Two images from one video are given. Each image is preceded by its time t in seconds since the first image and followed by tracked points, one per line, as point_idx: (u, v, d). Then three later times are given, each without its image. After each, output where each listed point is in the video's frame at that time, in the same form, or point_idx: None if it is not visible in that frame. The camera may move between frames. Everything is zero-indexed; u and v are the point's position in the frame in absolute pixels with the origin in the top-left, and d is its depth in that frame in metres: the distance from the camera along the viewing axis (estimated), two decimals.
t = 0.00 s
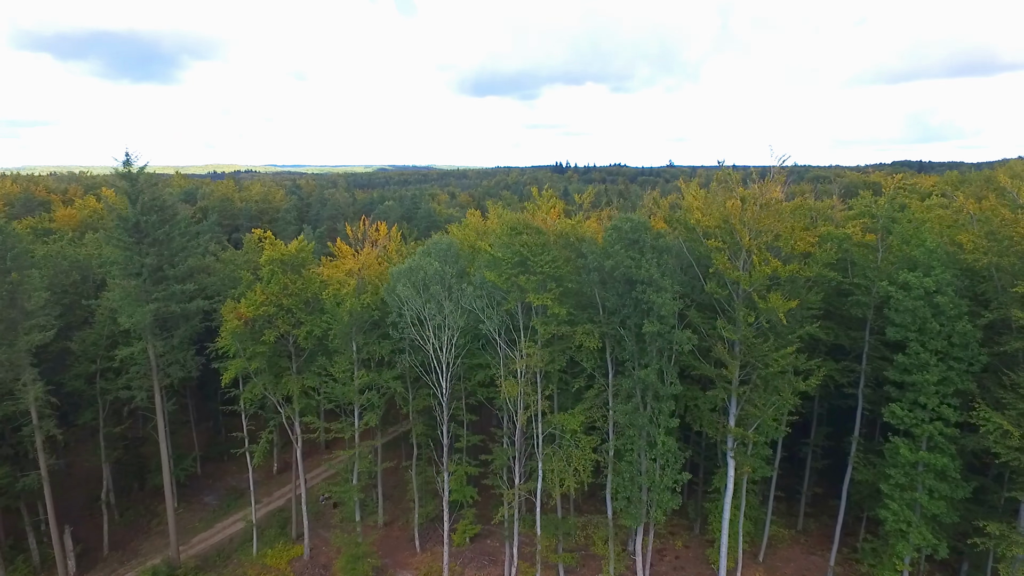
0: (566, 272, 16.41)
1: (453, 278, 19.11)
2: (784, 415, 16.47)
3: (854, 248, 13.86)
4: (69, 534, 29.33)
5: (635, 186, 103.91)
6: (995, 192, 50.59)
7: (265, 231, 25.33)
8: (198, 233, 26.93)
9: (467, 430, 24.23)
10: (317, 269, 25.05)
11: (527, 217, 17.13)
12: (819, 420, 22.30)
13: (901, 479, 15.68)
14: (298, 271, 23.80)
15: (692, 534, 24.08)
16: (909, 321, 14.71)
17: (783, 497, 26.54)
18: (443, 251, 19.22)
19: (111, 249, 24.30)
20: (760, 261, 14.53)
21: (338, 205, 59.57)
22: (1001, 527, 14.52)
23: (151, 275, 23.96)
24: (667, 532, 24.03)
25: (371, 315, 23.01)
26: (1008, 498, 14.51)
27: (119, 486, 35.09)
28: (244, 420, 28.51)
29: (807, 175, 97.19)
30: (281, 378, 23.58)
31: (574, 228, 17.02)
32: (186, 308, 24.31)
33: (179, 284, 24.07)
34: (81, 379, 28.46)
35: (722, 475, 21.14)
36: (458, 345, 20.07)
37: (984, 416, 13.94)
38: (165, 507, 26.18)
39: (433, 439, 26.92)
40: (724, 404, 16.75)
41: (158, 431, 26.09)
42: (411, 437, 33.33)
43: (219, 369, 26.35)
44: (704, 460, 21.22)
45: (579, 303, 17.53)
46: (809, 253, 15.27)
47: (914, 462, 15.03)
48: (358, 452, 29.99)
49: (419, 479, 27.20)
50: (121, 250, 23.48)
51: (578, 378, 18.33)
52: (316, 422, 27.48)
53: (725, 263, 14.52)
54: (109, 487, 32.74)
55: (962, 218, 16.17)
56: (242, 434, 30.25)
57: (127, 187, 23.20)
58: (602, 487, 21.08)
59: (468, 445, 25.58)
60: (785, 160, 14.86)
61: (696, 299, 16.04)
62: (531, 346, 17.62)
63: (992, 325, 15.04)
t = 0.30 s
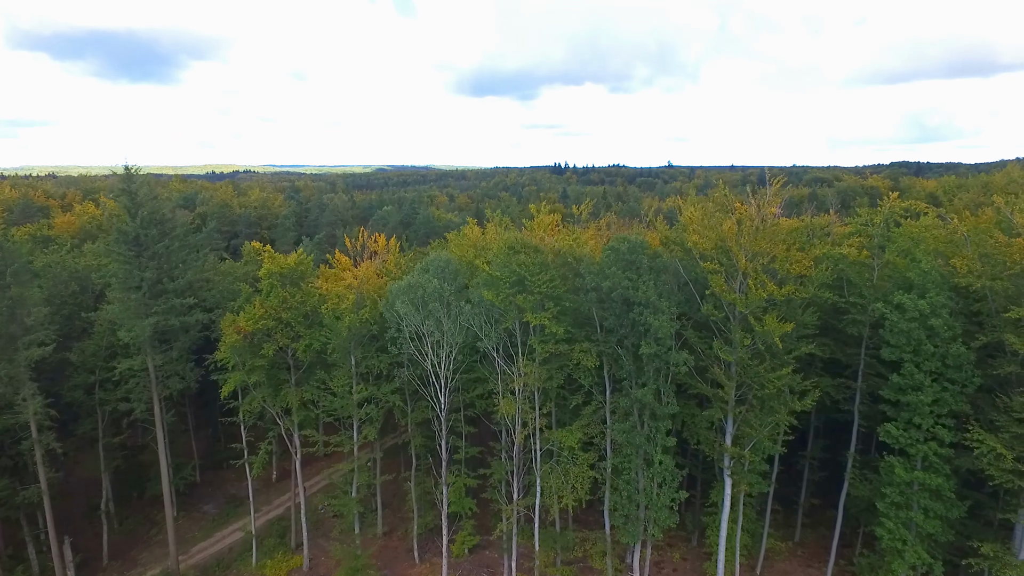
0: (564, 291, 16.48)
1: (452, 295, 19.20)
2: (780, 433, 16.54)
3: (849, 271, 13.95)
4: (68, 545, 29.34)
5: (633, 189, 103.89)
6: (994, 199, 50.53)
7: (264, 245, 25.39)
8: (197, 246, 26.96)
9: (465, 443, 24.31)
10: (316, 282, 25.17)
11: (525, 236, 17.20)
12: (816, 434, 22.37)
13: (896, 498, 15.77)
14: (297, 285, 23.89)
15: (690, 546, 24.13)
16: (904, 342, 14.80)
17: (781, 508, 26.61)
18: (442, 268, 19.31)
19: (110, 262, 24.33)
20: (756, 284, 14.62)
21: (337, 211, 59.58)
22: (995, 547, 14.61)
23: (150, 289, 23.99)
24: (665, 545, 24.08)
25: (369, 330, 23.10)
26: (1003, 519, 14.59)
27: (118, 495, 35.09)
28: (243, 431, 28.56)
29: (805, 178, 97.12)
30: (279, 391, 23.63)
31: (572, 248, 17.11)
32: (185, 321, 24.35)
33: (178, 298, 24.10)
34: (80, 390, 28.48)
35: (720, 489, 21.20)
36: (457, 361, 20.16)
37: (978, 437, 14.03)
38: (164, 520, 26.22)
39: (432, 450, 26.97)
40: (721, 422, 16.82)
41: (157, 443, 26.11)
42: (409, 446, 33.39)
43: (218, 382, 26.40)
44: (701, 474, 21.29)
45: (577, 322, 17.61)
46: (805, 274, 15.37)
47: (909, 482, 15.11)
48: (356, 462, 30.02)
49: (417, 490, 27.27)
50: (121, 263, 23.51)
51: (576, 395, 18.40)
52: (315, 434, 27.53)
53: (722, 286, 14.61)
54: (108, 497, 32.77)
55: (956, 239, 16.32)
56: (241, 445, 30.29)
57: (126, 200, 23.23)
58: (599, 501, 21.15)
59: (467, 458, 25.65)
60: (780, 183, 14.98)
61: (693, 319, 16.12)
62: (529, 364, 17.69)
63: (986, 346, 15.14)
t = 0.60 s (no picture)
0: (563, 311, 16.60)
1: (451, 312, 19.32)
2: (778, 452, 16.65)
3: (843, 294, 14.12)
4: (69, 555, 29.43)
5: (634, 192, 103.67)
6: (994, 206, 50.49)
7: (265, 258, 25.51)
8: (198, 258, 27.05)
9: (465, 455, 24.37)
10: (316, 295, 25.30)
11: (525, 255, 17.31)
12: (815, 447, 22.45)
13: (893, 516, 15.87)
14: (298, 299, 24.05)
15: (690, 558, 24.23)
16: (898, 363, 14.92)
17: (780, 519, 26.68)
18: (442, 287, 19.45)
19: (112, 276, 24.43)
20: (752, 305, 14.75)
21: (337, 216, 59.67)
22: (992, 568, 14.69)
23: (152, 302, 24.08)
24: (664, 557, 24.13)
25: (370, 344, 23.21)
26: (999, 540, 14.68)
27: (119, 503, 35.22)
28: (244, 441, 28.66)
29: (806, 181, 97.04)
30: (281, 404, 23.76)
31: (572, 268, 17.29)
32: (187, 334, 24.44)
33: (180, 312, 24.18)
34: (81, 401, 28.57)
35: (719, 502, 21.30)
36: (456, 377, 20.27)
37: (973, 459, 14.14)
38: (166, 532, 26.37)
39: (432, 461, 27.06)
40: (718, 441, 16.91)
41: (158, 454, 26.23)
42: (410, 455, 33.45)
43: (219, 393, 26.52)
44: (700, 488, 21.38)
45: (575, 340, 17.77)
46: (803, 295, 15.48)
47: (906, 502, 15.19)
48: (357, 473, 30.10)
49: (417, 501, 27.37)
50: (122, 277, 23.57)
51: (574, 413, 18.53)
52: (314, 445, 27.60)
53: (720, 309, 14.73)
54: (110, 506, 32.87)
55: (951, 260, 16.47)
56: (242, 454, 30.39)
57: (128, 215, 23.31)
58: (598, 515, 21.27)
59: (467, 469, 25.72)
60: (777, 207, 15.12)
61: (692, 340, 16.24)
62: (528, 382, 17.84)
63: (982, 367, 15.23)
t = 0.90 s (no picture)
0: (562, 332, 16.72)
1: (452, 329, 19.42)
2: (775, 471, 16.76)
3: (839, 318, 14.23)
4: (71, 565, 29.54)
5: (635, 195, 103.76)
6: (993, 213, 50.52)
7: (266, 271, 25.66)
8: (199, 271, 27.20)
9: (465, 468, 24.49)
10: (317, 309, 25.44)
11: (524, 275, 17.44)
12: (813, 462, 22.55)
13: (889, 536, 15.96)
14: (299, 313, 24.20)
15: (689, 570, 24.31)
16: (895, 385, 15.02)
17: (779, 530, 26.76)
18: (443, 304, 19.58)
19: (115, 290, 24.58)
20: (750, 328, 14.81)
21: (338, 222, 59.81)
22: None
23: (154, 316, 24.22)
24: (663, 569, 24.24)
25: (371, 358, 23.34)
26: (995, 561, 14.76)
27: (121, 511, 35.35)
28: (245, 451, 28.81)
29: (806, 184, 97.00)
30: (282, 417, 23.88)
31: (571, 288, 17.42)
32: (189, 348, 24.57)
33: (182, 325, 24.31)
34: (83, 411, 28.68)
35: (717, 516, 21.41)
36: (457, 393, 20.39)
37: (969, 481, 14.23)
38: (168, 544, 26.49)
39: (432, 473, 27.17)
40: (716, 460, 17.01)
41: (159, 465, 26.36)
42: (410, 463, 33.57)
43: (220, 405, 26.63)
44: (699, 503, 21.48)
45: (575, 360, 17.90)
46: (799, 317, 15.60)
47: (902, 522, 15.28)
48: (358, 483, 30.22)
49: (417, 512, 27.49)
50: (125, 292, 23.73)
51: (573, 430, 18.64)
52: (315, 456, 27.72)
53: (718, 333, 14.85)
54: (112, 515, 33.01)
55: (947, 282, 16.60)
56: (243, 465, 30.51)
57: (130, 230, 23.46)
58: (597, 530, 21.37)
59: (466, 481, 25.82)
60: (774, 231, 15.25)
61: (690, 361, 16.36)
62: (528, 401, 17.96)
63: (978, 389, 15.33)
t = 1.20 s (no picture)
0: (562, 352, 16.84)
1: (452, 347, 19.55)
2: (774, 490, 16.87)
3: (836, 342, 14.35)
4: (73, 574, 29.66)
5: (635, 197, 103.92)
6: (993, 220, 50.65)
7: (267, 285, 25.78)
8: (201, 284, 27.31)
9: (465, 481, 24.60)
10: (319, 323, 25.57)
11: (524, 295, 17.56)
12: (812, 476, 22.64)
13: (887, 555, 16.07)
14: (300, 327, 24.33)
15: None
16: (891, 407, 15.13)
17: (778, 541, 26.84)
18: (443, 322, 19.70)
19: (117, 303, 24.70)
20: (748, 351, 14.92)
21: (339, 227, 59.91)
22: None
23: (157, 330, 24.34)
24: None
25: (372, 373, 23.46)
26: None
27: (123, 519, 35.47)
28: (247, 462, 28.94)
29: (806, 186, 97.11)
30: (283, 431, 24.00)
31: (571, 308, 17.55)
32: (191, 361, 24.68)
33: (184, 339, 24.42)
34: (86, 422, 28.81)
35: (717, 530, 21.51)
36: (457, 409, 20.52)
37: (965, 503, 14.33)
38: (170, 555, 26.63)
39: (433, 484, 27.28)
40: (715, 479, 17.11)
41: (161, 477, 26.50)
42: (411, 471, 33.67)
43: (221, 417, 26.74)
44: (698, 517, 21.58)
45: (575, 379, 18.02)
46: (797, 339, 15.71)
47: (899, 543, 15.37)
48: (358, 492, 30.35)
49: (418, 522, 27.59)
50: (127, 306, 23.84)
51: (573, 448, 18.75)
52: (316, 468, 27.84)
53: (716, 355, 14.98)
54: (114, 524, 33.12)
55: (944, 303, 16.72)
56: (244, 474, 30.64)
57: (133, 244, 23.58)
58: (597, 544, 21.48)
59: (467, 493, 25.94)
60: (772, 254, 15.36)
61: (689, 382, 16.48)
62: (527, 419, 18.08)
63: (975, 410, 15.44)
